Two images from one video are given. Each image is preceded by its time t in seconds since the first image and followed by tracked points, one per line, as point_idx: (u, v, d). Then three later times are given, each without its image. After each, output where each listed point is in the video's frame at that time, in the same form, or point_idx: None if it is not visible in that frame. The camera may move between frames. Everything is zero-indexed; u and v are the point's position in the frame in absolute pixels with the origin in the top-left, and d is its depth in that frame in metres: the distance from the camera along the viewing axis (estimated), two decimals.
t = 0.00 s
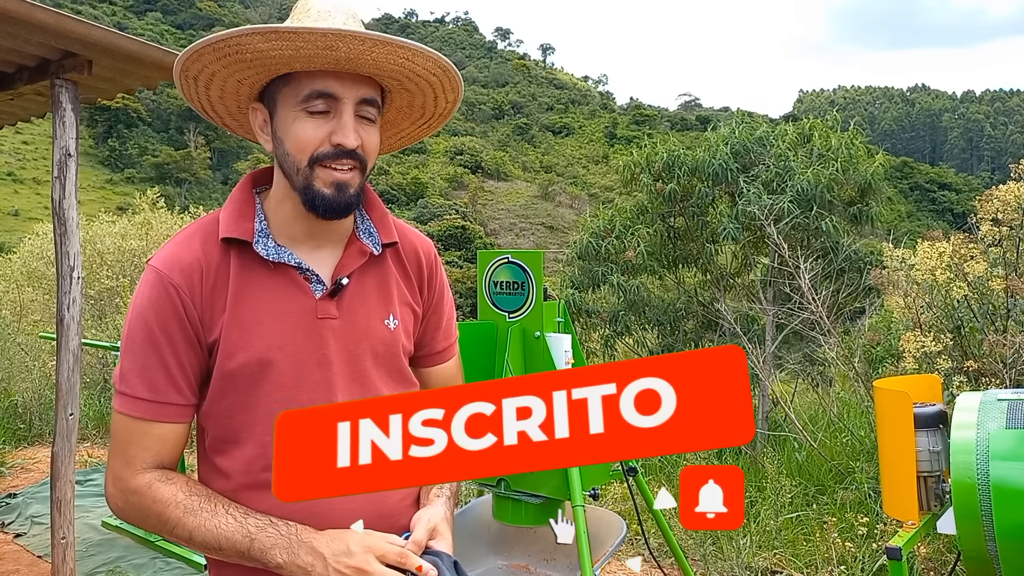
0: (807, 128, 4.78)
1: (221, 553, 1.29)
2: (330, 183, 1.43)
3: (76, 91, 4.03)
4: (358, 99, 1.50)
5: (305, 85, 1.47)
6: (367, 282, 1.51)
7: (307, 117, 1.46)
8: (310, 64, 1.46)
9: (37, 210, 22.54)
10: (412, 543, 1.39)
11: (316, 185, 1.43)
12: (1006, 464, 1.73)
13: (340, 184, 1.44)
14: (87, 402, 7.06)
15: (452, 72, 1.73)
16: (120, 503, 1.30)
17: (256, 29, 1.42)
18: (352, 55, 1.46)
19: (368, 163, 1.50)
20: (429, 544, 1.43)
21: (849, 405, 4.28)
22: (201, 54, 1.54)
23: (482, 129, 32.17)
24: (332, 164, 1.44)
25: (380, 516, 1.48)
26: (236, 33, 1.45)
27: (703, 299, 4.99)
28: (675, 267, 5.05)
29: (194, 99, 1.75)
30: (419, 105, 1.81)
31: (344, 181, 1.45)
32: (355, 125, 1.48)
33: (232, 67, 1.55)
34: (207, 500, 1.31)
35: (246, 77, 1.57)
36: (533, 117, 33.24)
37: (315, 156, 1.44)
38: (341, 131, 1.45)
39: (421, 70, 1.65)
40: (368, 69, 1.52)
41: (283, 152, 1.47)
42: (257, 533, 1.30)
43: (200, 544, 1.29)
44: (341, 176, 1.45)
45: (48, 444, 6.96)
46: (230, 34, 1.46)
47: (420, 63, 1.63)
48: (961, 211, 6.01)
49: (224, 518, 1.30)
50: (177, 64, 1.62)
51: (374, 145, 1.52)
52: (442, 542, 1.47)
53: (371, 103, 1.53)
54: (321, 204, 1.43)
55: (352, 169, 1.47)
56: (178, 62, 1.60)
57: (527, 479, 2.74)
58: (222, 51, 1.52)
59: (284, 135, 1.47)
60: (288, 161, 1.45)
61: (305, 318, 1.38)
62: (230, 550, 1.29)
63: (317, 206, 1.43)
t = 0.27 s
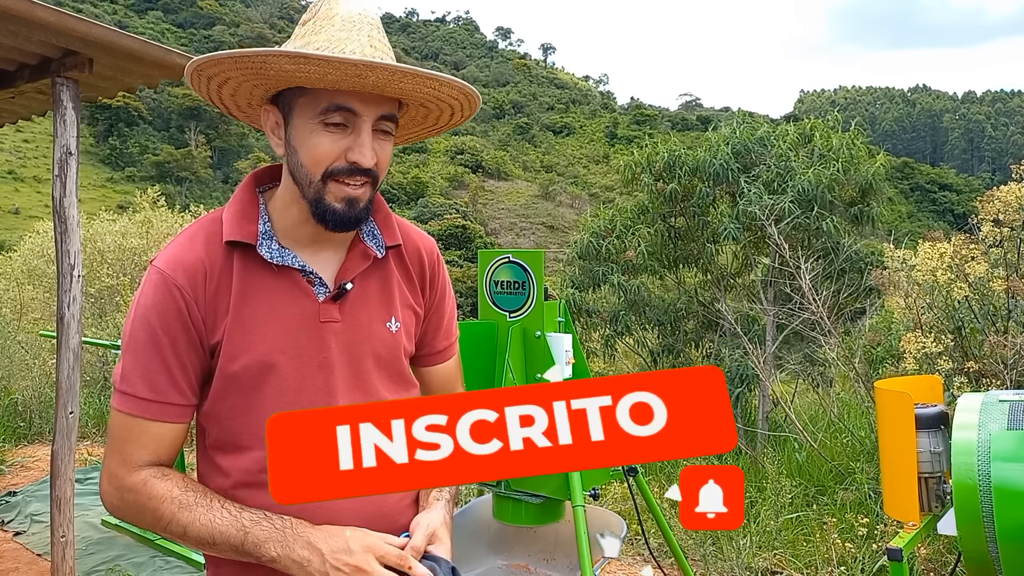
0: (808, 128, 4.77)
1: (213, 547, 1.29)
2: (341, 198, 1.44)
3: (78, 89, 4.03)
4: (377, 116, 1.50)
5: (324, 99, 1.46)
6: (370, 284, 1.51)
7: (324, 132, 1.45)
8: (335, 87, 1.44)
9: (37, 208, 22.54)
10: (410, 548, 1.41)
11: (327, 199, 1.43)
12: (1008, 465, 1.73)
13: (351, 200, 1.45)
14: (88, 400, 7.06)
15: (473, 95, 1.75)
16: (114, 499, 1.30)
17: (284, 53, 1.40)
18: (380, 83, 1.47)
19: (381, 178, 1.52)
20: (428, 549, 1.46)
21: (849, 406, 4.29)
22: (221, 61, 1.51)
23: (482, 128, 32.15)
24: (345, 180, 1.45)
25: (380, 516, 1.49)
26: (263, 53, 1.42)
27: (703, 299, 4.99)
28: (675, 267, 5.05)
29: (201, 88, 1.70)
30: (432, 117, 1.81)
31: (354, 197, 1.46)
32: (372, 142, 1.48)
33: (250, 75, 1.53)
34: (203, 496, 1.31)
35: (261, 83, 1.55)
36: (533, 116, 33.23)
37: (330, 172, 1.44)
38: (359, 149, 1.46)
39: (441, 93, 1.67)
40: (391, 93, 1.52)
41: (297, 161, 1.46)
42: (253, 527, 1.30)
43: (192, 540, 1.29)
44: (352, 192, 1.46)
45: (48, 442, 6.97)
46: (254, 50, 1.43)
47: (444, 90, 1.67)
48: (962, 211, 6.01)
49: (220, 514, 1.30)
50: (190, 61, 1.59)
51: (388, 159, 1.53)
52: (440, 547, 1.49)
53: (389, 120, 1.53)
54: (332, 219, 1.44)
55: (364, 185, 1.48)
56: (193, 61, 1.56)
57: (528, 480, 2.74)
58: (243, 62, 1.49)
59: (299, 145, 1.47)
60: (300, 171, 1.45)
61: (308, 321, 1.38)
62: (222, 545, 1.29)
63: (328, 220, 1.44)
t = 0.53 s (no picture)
0: (809, 128, 4.77)
1: (131, 447, 1.13)
2: (335, 194, 1.44)
3: (78, 88, 4.02)
4: (371, 110, 1.52)
5: (318, 92, 1.49)
6: (373, 282, 1.51)
7: (317, 123, 1.47)
8: (324, 75, 1.47)
9: (37, 207, 22.54)
10: (414, 537, 1.35)
11: (321, 194, 1.44)
12: (1009, 465, 1.73)
13: (345, 195, 1.45)
14: (88, 399, 7.06)
15: (470, 91, 1.72)
16: (94, 483, 1.20)
17: (270, 39, 1.42)
18: (366, 71, 1.47)
19: (376, 173, 1.51)
20: (434, 540, 1.40)
21: (850, 406, 4.29)
22: (218, 53, 1.54)
23: (483, 127, 32.14)
24: (338, 173, 1.45)
25: (383, 516, 1.46)
26: (251, 40, 1.45)
27: (703, 298, 5.00)
28: (675, 266, 5.05)
29: (216, 87, 1.74)
30: (437, 116, 1.81)
31: (348, 190, 1.45)
32: (365, 135, 1.49)
33: (248, 68, 1.56)
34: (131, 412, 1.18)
35: (261, 77, 1.57)
36: (533, 115, 33.22)
37: (323, 164, 1.44)
38: (350, 140, 1.46)
39: (437, 89, 1.65)
40: (382, 84, 1.52)
41: (292, 155, 1.48)
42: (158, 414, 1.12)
43: (153, 478, 1.15)
44: (346, 187, 1.45)
45: (48, 441, 6.97)
46: (245, 39, 1.46)
47: (435, 82, 1.63)
48: (963, 211, 6.01)
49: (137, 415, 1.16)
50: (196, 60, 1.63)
51: (384, 154, 1.53)
52: (446, 538, 1.43)
53: (383, 113, 1.54)
54: (326, 214, 1.45)
55: (358, 179, 1.47)
56: (196, 56, 1.60)
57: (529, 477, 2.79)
58: (238, 53, 1.52)
59: (294, 137, 1.48)
60: (295, 165, 1.47)
61: (311, 315, 1.39)
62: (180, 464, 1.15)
63: (321, 214, 1.45)
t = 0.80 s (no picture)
0: (810, 127, 4.76)
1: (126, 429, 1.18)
2: (336, 191, 1.44)
3: (80, 90, 4.02)
4: (372, 107, 1.52)
5: (319, 89, 1.49)
6: (376, 284, 1.51)
7: (318, 120, 1.48)
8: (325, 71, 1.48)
9: (38, 208, 22.56)
10: (415, 537, 1.35)
11: (322, 189, 1.44)
12: (1011, 466, 1.72)
13: (347, 193, 1.45)
14: (90, 400, 7.06)
15: (470, 89, 1.70)
16: (100, 480, 1.22)
17: (268, 32, 1.43)
18: (363, 63, 1.46)
19: (378, 171, 1.51)
20: (435, 540, 1.40)
21: (852, 405, 4.29)
22: (222, 53, 1.55)
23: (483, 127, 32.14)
24: (339, 169, 1.45)
25: (383, 516, 1.46)
26: (251, 34, 1.46)
27: (704, 298, 4.99)
28: (676, 266, 5.05)
29: (225, 93, 1.75)
30: (441, 118, 1.80)
31: (350, 186, 1.45)
32: (365, 131, 1.49)
33: (252, 67, 1.57)
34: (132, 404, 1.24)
35: (268, 76, 1.58)
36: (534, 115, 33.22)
37: (324, 160, 1.44)
38: (350, 136, 1.46)
39: (439, 87, 1.63)
40: (382, 78, 1.51)
41: (294, 153, 1.48)
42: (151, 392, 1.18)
43: (150, 464, 1.18)
44: (347, 183, 1.45)
45: (50, 442, 6.97)
46: (246, 37, 1.48)
47: (433, 78, 1.59)
48: (964, 210, 6.00)
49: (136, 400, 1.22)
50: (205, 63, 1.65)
51: (387, 152, 1.52)
52: (447, 538, 1.43)
53: (384, 111, 1.54)
54: (326, 211, 1.45)
55: (359, 176, 1.47)
56: (205, 59, 1.61)
57: (530, 478, 2.78)
58: (241, 52, 1.53)
59: (296, 135, 1.49)
60: (296, 161, 1.47)
61: (314, 316, 1.39)
62: (171, 444, 1.18)
63: (322, 211, 1.45)
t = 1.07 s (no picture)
0: (810, 127, 4.76)
1: (140, 444, 1.19)
2: (339, 182, 1.45)
3: (80, 90, 4.03)
4: (371, 100, 1.53)
5: (319, 84, 1.51)
6: (380, 285, 1.52)
7: (319, 114, 1.49)
8: (322, 63, 1.49)
9: (39, 208, 22.58)
10: (413, 538, 1.37)
11: (326, 182, 1.44)
12: (1010, 464, 1.73)
13: (350, 182, 1.45)
14: (91, 400, 7.08)
15: (468, 78, 1.69)
16: (116, 488, 1.24)
17: (265, 24, 1.45)
18: (359, 52, 1.46)
19: (381, 164, 1.51)
20: (433, 541, 1.41)
21: (852, 405, 4.30)
22: (223, 51, 1.57)
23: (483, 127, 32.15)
24: (341, 161, 1.46)
25: (386, 515, 1.47)
26: (248, 29, 1.48)
27: (705, 298, 5.00)
28: (677, 266, 5.06)
29: (228, 99, 1.77)
30: (441, 113, 1.80)
31: (353, 178, 1.46)
32: (366, 124, 1.50)
33: (253, 65, 1.58)
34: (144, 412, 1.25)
35: (269, 75, 1.60)
36: (534, 115, 33.21)
37: (326, 154, 1.45)
38: (350, 129, 1.47)
39: (437, 76, 1.63)
40: (380, 68, 1.52)
41: (297, 148, 1.50)
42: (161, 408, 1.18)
43: (165, 479, 1.20)
44: (350, 175, 1.46)
45: (51, 442, 6.99)
46: (245, 32, 1.49)
47: (431, 67, 1.59)
48: (965, 209, 6.00)
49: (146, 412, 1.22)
50: (207, 65, 1.67)
51: (388, 144, 1.53)
52: (446, 539, 1.44)
53: (384, 104, 1.55)
54: (330, 202, 1.45)
55: (362, 168, 1.47)
56: (206, 60, 1.63)
57: (531, 478, 2.79)
58: (241, 49, 1.55)
59: (298, 131, 1.50)
60: (299, 156, 1.48)
61: (319, 317, 1.40)
62: (185, 462, 1.19)
63: (325, 202, 1.45)
